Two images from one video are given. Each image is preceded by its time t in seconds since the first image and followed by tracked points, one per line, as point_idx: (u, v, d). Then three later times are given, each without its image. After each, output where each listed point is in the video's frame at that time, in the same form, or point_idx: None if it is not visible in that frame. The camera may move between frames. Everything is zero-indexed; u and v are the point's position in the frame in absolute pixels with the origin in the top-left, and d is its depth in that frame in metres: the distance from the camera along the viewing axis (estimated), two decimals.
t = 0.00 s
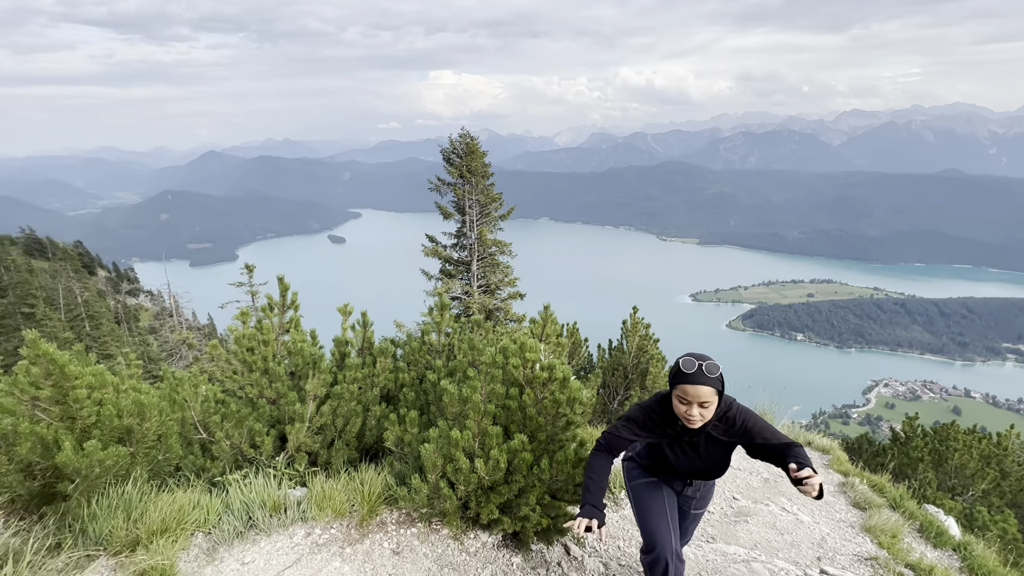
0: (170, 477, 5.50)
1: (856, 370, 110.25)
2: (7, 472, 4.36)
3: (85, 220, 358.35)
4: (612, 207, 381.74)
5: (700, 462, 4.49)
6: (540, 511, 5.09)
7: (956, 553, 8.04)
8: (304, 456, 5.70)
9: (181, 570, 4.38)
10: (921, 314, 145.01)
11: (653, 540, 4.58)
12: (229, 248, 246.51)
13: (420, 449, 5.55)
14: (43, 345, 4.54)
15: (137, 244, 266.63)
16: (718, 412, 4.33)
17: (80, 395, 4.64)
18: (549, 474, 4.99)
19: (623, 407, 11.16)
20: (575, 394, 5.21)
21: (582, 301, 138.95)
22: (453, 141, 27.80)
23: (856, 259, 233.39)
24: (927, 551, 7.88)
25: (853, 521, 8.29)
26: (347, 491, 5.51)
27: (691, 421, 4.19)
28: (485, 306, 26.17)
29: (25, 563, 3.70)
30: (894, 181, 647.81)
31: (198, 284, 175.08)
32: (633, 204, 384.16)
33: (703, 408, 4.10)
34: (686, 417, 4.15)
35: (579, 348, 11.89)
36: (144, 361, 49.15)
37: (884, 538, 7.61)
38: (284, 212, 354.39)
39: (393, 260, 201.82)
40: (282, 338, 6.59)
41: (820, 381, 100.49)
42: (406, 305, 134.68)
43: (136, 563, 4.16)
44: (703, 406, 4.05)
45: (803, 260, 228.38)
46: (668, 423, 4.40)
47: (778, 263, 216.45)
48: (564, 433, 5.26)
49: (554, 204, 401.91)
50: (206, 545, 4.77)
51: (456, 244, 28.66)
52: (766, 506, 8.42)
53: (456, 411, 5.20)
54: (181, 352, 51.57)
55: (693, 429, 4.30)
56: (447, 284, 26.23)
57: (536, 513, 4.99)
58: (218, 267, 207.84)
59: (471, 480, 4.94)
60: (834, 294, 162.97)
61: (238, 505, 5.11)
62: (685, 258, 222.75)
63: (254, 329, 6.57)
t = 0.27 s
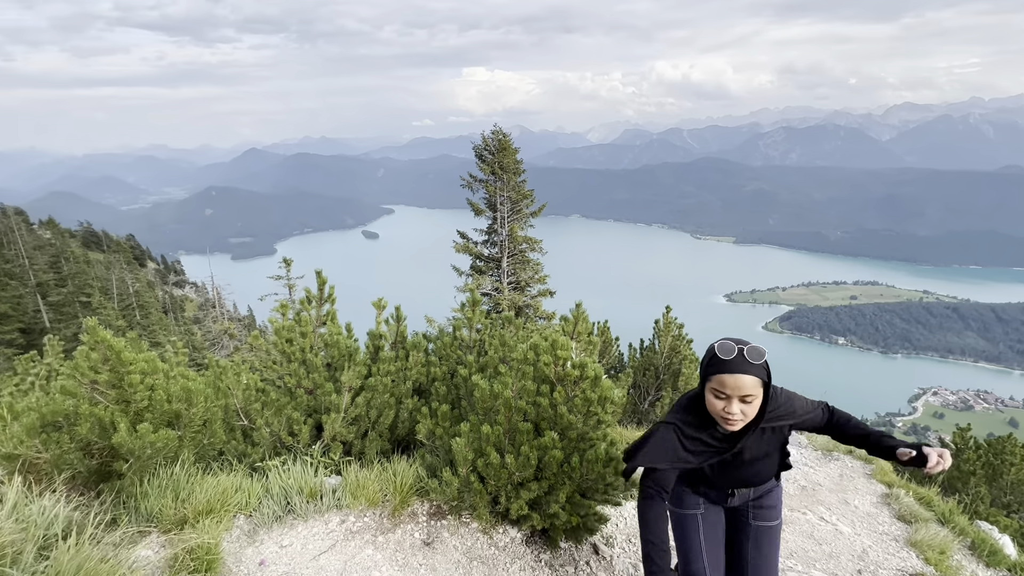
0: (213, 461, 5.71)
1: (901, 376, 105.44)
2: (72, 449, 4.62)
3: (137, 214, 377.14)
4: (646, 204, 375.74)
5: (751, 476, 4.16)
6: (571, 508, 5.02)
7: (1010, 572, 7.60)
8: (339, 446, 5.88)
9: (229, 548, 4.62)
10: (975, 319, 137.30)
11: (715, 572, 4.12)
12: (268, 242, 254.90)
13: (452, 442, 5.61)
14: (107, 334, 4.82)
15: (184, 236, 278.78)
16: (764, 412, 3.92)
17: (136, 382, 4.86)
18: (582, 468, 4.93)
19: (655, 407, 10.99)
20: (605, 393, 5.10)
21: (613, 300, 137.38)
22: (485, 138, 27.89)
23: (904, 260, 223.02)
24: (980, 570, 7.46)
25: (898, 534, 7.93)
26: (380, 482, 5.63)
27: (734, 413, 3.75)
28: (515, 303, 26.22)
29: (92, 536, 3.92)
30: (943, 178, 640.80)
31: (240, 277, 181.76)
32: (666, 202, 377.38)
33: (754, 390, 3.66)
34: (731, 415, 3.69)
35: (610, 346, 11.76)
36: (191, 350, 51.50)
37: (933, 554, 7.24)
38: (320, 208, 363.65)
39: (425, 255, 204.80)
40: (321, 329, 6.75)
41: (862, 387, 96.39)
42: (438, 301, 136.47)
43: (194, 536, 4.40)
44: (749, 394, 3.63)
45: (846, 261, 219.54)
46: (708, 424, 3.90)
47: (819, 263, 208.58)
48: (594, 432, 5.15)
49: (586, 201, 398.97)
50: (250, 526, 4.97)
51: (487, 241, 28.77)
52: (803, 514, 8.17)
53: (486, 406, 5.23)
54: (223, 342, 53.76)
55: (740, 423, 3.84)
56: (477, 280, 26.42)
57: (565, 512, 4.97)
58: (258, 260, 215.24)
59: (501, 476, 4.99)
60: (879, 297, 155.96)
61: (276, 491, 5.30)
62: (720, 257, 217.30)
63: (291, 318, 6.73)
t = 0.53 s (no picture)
0: (257, 448, 5.94)
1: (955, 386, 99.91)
2: (132, 433, 4.89)
3: (186, 210, 395.39)
4: (682, 203, 367.62)
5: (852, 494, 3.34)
6: (604, 511, 4.97)
7: None
8: (376, 439, 6.03)
9: (272, 535, 4.79)
10: None
11: None
12: (308, 238, 263.27)
13: (486, 441, 5.67)
14: (163, 324, 5.07)
15: (229, 232, 290.27)
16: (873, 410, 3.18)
17: (189, 370, 5.12)
18: (615, 471, 4.83)
19: (690, 410, 10.75)
20: (640, 394, 4.99)
21: (647, 300, 135.27)
22: (520, 136, 27.88)
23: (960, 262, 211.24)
24: None
25: (954, 554, 7.50)
26: (414, 475, 5.75)
27: (847, 421, 2.91)
28: (547, 302, 26.18)
29: (149, 516, 4.13)
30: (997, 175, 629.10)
31: (281, 273, 188.04)
32: (704, 200, 368.65)
33: (873, 385, 2.88)
34: (840, 421, 2.87)
35: (643, 348, 11.57)
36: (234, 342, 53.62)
37: None
38: (358, 206, 372.52)
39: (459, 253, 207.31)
40: (358, 324, 6.85)
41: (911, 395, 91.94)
42: (470, 297, 138.05)
43: (240, 521, 4.57)
44: (862, 383, 2.87)
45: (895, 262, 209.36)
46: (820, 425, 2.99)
47: (866, 265, 199.10)
48: (629, 433, 5.07)
49: (620, 199, 394.39)
50: (291, 513, 5.15)
51: (520, 239, 28.79)
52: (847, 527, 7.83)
53: (520, 404, 5.27)
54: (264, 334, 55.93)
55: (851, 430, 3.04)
56: (509, 278, 26.55)
57: (598, 514, 4.92)
58: (298, 256, 222.07)
59: (534, 475, 5.02)
60: (932, 301, 147.92)
61: (317, 481, 5.48)
62: (759, 257, 210.69)
63: (331, 312, 6.89)
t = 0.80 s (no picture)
0: (299, 440, 6.11)
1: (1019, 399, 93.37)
2: (186, 422, 5.14)
3: (234, 209, 413.39)
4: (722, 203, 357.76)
5: (980, 543, 2.46)
6: (640, 517, 4.92)
7: None
8: (411, 437, 6.13)
9: (314, 526, 4.94)
10: None
11: None
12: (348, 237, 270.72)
13: (522, 440, 5.69)
14: (216, 319, 5.32)
15: (274, 230, 301.95)
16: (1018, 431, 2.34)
17: (239, 365, 5.33)
18: (652, 475, 4.80)
19: (729, 416, 10.42)
20: (679, 399, 4.97)
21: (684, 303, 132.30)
22: (556, 136, 27.78)
23: None
24: None
25: None
26: (450, 473, 5.82)
27: (991, 416, 2.12)
28: (580, 302, 26.03)
29: (203, 499, 4.32)
30: None
31: (322, 270, 194.19)
32: (745, 200, 357.68)
33: None
34: (985, 416, 2.09)
35: (680, 351, 11.30)
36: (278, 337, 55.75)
37: None
38: (395, 205, 379.68)
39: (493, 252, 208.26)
40: (397, 320, 6.96)
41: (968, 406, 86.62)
42: (504, 297, 138.77)
43: (285, 511, 4.74)
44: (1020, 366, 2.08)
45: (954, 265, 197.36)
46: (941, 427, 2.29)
47: (922, 268, 188.31)
48: (667, 438, 5.01)
49: (657, 199, 387.54)
50: (332, 507, 5.29)
51: (554, 239, 28.68)
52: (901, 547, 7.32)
53: (555, 406, 5.23)
54: (304, 329, 57.85)
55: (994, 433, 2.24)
56: (543, 278, 26.51)
57: (635, 520, 4.83)
58: (338, 254, 228.84)
59: (570, 478, 5.03)
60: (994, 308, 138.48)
61: (359, 475, 5.65)
62: (804, 259, 202.54)
63: (371, 308, 7.03)
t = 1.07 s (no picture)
0: (339, 437, 6.29)
1: None
2: (235, 416, 5.36)
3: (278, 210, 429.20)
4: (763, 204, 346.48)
5: None
6: (679, 529, 4.84)
7: None
8: (447, 438, 6.24)
9: (355, 521, 5.05)
10: None
11: None
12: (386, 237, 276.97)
13: (554, 444, 5.68)
14: (262, 318, 5.52)
15: (315, 231, 311.84)
16: None
17: (284, 363, 5.54)
18: (690, 484, 4.74)
19: (771, 427, 10.04)
20: (721, 409, 4.93)
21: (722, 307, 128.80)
22: (593, 136, 27.55)
23: None
24: None
25: None
26: (485, 475, 5.89)
27: None
28: (615, 305, 25.72)
29: (252, 492, 4.51)
30: None
31: (360, 270, 199.20)
32: (788, 201, 345.22)
33: None
34: None
35: (720, 358, 10.99)
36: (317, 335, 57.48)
37: None
38: (431, 206, 385.76)
39: (526, 253, 208.56)
40: (434, 321, 7.06)
41: None
42: (537, 297, 138.94)
43: (329, 507, 4.88)
44: None
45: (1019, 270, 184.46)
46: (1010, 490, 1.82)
47: (983, 272, 176.69)
48: (706, 448, 4.94)
49: (695, 200, 379.03)
50: (370, 505, 5.38)
51: (589, 240, 28.47)
52: None
53: (592, 411, 5.20)
54: (342, 327, 59.51)
55: None
56: (578, 280, 26.35)
57: (672, 530, 4.75)
58: (375, 254, 234.12)
59: (606, 485, 4.96)
60: None
61: (397, 475, 5.73)
62: (851, 262, 193.65)
63: (408, 308, 7.11)
